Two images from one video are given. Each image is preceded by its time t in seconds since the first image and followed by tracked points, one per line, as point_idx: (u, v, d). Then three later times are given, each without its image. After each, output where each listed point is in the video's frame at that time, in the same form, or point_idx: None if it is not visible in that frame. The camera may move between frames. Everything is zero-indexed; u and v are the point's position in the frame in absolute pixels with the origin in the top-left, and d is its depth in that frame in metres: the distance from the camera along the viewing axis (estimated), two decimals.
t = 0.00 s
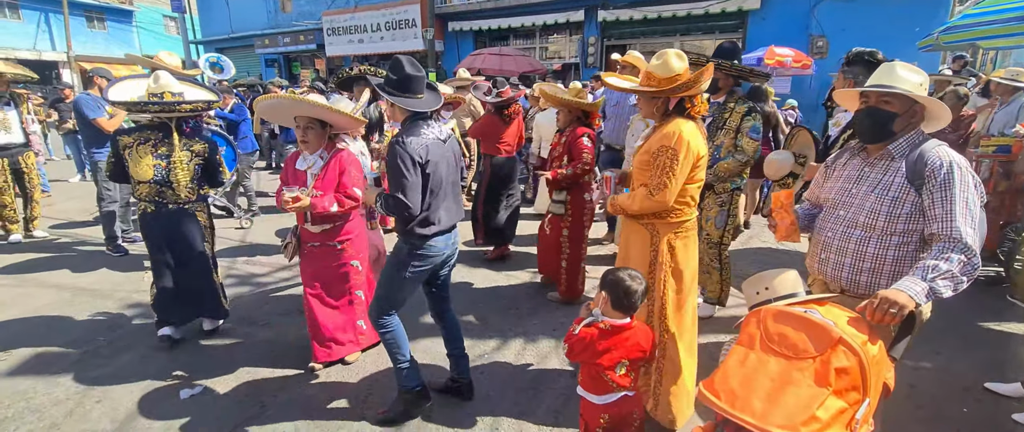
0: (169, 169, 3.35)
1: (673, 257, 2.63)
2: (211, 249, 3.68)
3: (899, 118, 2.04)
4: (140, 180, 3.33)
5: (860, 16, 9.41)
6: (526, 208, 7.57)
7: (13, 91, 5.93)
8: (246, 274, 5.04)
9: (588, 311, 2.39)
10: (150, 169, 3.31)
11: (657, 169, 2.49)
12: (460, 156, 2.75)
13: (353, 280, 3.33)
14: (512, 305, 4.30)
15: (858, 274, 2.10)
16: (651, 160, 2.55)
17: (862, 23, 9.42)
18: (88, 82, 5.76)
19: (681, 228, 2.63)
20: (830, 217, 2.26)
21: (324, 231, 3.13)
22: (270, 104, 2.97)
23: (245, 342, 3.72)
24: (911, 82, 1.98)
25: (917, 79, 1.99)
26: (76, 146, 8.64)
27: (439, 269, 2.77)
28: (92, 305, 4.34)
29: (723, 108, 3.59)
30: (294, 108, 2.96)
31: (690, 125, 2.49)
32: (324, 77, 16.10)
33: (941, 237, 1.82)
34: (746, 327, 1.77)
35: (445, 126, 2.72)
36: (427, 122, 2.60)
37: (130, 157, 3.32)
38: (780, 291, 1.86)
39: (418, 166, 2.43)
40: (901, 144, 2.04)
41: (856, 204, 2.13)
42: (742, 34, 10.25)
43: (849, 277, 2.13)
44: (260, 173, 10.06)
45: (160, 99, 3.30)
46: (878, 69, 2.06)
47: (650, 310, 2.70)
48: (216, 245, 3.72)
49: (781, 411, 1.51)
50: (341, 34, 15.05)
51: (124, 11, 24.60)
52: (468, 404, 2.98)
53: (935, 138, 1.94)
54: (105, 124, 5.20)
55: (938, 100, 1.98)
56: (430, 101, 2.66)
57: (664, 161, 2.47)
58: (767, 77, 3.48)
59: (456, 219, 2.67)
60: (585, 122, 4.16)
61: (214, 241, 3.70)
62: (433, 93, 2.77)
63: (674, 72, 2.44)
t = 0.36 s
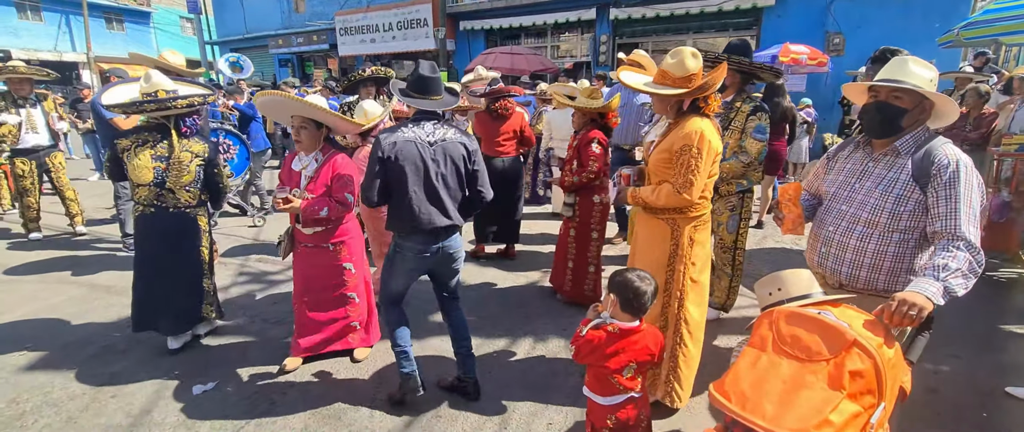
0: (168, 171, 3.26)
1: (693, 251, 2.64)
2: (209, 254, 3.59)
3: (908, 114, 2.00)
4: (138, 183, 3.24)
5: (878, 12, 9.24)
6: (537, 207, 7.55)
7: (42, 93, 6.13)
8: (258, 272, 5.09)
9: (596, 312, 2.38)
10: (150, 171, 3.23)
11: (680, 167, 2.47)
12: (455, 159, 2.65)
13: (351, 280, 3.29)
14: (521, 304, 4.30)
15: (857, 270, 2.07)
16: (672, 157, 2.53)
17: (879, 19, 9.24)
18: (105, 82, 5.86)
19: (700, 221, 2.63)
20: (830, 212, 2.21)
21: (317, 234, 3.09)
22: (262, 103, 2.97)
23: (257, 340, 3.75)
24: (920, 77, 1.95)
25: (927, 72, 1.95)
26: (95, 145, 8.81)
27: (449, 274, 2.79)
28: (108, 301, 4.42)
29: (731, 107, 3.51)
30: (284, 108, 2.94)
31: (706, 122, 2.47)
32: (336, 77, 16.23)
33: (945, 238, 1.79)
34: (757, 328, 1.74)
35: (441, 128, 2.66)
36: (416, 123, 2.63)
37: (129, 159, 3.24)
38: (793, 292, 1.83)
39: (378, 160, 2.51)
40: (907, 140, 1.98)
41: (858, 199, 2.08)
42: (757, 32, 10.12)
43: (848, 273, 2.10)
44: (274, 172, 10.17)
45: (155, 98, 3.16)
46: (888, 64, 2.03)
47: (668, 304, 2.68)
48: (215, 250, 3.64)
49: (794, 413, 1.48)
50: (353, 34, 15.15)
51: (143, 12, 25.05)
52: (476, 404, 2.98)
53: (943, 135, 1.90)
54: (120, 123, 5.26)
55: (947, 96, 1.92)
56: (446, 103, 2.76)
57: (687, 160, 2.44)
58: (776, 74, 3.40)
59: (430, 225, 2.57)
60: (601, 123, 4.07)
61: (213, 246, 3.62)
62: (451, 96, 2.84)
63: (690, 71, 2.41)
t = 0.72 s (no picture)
0: (191, 173, 3.30)
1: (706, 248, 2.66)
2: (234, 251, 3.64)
3: (922, 116, 1.95)
4: (164, 187, 3.29)
5: (894, 9, 9.10)
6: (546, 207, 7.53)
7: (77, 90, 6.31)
8: (269, 270, 5.13)
9: (605, 315, 2.36)
10: (172, 174, 3.27)
11: (694, 161, 2.45)
12: (403, 161, 2.49)
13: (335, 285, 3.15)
14: (530, 304, 4.29)
15: (863, 270, 2.06)
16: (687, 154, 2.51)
17: (895, 17, 9.10)
18: (121, 82, 5.94)
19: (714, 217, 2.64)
20: (837, 213, 2.19)
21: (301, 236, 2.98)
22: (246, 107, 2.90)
23: (267, 338, 3.78)
24: (925, 77, 1.90)
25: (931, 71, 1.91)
26: (111, 144, 8.96)
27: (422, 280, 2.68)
28: (123, 298, 4.49)
29: (734, 109, 3.43)
30: (270, 107, 2.83)
31: (718, 116, 2.46)
32: (347, 77, 16.34)
33: (949, 240, 1.77)
34: (769, 329, 1.72)
35: (401, 127, 2.55)
36: (385, 123, 2.61)
37: (149, 165, 3.26)
38: (806, 294, 1.80)
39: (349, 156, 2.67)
40: (914, 142, 1.95)
41: (864, 200, 2.06)
42: (769, 30, 10.02)
43: (855, 273, 2.08)
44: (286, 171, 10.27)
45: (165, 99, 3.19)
46: (902, 63, 1.96)
47: (684, 297, 2.73)
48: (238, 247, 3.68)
49: (806, 417, 1.46)
50: (364, 34, 15.24)
51: (158, 13, 25.41)
52: (485, 402, 2.98)
53: (951, 135, 1.86)
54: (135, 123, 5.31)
55: (958, 96, 1.90)
56: (434, 102, 2.67)
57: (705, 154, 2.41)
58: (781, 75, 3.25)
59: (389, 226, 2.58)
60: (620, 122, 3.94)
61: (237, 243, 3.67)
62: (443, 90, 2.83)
63: (700, 67, 2.40)
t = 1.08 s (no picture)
0: (222, 166, 3.36)
1: (701, 254, 2.62)
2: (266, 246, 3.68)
3: (960, 118, 1.92)
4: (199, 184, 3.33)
5: (908, 10, 9.00)
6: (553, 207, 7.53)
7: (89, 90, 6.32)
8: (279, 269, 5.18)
9: (612, 317, 2.35)
10: (207, 171, 3.34)
11: (687, 161, 2.44)
12: (388, 157, 2.50)
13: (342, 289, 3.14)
14: (536, 305, 4.28)
15: (897, 281, 2.02)
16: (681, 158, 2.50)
17: (909, 18, 9.00)
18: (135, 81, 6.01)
19: (712, 222, 2.61)
20: (869, 221, 2.15)
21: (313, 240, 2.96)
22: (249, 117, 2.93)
23: (276, 336, 3.81)
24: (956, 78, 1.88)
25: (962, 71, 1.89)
26: (124, 142, 9.07)
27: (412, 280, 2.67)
28: (135, 295, 4.54)
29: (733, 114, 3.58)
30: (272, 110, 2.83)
31: (720, 117, 2.43)
32: (357, 77, 16.43)
33: (987, 248, 1.73)
34: (778, 332, 1.71)
35: (388, 125, 2.56)
36: (376, 124, 2.63)
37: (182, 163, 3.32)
38: (816, 297, 1.80)
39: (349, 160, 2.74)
40: (950, 146, 1.91)
41: (896, 208, 2.02)
42: (780, 31, 9.95)
43: (887, 285, 2.04)
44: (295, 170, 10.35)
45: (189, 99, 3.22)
46: (933, 63, 1.93)
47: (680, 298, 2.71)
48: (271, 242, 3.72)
49: (815, 421, 1.44)
50: (373, 34, 15.32)
51: (171, 14, 25.70)
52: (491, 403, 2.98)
53: (987, 139, 1.82)
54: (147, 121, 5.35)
55: (994, 95, 1.88)
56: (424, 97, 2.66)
57: (700, 154, 2.39)
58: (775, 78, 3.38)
59: (382, 222, 2.59)
60: (631, 123, 3.97)
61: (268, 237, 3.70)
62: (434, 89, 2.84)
63: (703, 65, 2.40)
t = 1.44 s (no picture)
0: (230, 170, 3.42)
1: (694, 264, 2.55)
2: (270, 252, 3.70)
3: (997, 120, 1.88)
4: (208, 189, 3.41)
5: (915, 12, 8.95)
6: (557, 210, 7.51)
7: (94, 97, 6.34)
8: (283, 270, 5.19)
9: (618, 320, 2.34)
10: (215, 177, 3.41)
11: (677, 169, 2.39)
12: (419, 160, 2.52)
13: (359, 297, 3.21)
14: (541, 307, 4.27)
15: (939, 295, 1.98)
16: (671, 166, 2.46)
17: (915, 20, 8.96)
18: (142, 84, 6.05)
19: (710, 231, 2.52)
20: (908, 233, 2.12)
21: (335, 247, 2.98)
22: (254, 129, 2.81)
23: (280, 338, 3.80)
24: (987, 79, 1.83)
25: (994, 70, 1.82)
26: (131, 145, 9.14)
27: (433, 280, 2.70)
28: (141, 296, 4.57)
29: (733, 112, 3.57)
30: (283, 117, 2.77)
31: (715, 122, 2.37)
32: (362, 80, 16.50)
33: None
34: (785, 336, 1.70)
35: (413, 127, 2.58)
36: (394, 126, 2.63)
37: (194, 168, 3.42)
38: (823, 301, 1.79)
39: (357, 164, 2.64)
40: (990, 148, 1.86)
41: (935, 218, 1.99)
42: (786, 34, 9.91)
43: (928, 300, 2.01)
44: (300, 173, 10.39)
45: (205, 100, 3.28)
46: (962, 64, 1.88)
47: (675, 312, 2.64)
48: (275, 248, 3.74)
49: (821, 427, 1.43)
50: (378, 37, 15.39)
51: (178, 17, 25.93)
52: (495, 407, 2.96)
53: None
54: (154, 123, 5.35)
55: None
56: (432, 99, 2.68)
57: (686, 162, 2.34)
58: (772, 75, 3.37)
59: (401, 223, 2.59)
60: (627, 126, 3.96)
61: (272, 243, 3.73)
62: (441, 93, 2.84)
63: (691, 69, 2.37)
